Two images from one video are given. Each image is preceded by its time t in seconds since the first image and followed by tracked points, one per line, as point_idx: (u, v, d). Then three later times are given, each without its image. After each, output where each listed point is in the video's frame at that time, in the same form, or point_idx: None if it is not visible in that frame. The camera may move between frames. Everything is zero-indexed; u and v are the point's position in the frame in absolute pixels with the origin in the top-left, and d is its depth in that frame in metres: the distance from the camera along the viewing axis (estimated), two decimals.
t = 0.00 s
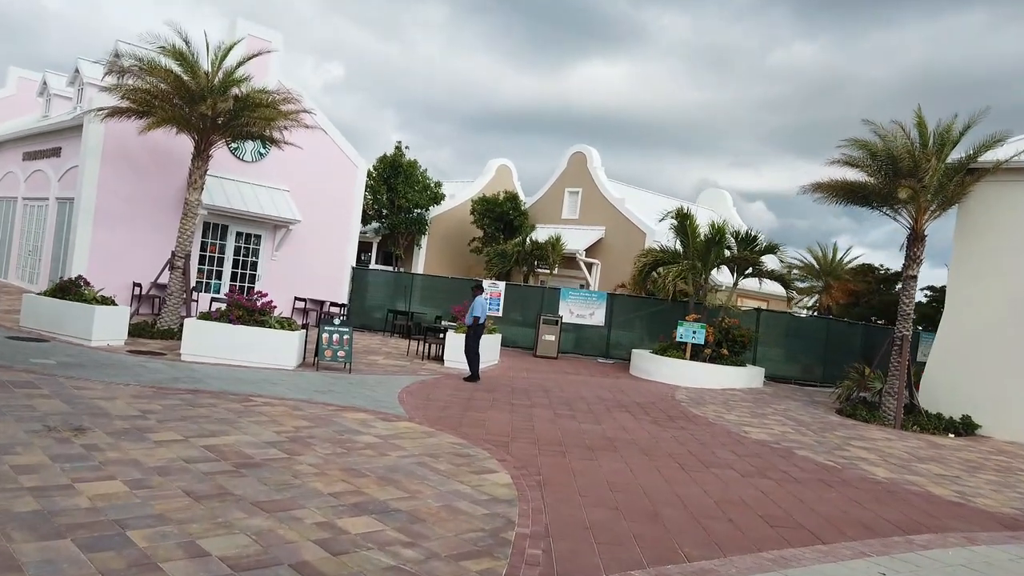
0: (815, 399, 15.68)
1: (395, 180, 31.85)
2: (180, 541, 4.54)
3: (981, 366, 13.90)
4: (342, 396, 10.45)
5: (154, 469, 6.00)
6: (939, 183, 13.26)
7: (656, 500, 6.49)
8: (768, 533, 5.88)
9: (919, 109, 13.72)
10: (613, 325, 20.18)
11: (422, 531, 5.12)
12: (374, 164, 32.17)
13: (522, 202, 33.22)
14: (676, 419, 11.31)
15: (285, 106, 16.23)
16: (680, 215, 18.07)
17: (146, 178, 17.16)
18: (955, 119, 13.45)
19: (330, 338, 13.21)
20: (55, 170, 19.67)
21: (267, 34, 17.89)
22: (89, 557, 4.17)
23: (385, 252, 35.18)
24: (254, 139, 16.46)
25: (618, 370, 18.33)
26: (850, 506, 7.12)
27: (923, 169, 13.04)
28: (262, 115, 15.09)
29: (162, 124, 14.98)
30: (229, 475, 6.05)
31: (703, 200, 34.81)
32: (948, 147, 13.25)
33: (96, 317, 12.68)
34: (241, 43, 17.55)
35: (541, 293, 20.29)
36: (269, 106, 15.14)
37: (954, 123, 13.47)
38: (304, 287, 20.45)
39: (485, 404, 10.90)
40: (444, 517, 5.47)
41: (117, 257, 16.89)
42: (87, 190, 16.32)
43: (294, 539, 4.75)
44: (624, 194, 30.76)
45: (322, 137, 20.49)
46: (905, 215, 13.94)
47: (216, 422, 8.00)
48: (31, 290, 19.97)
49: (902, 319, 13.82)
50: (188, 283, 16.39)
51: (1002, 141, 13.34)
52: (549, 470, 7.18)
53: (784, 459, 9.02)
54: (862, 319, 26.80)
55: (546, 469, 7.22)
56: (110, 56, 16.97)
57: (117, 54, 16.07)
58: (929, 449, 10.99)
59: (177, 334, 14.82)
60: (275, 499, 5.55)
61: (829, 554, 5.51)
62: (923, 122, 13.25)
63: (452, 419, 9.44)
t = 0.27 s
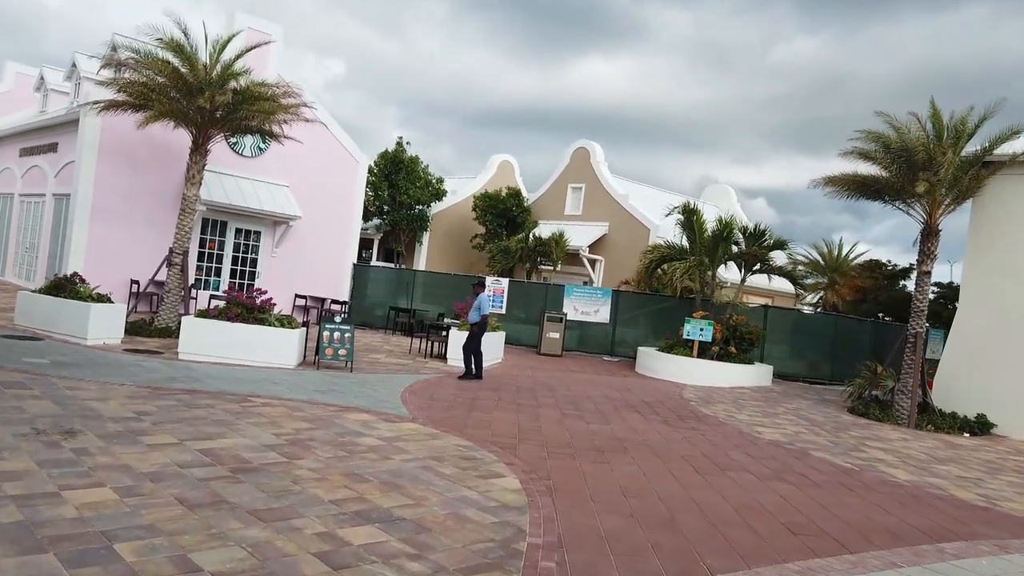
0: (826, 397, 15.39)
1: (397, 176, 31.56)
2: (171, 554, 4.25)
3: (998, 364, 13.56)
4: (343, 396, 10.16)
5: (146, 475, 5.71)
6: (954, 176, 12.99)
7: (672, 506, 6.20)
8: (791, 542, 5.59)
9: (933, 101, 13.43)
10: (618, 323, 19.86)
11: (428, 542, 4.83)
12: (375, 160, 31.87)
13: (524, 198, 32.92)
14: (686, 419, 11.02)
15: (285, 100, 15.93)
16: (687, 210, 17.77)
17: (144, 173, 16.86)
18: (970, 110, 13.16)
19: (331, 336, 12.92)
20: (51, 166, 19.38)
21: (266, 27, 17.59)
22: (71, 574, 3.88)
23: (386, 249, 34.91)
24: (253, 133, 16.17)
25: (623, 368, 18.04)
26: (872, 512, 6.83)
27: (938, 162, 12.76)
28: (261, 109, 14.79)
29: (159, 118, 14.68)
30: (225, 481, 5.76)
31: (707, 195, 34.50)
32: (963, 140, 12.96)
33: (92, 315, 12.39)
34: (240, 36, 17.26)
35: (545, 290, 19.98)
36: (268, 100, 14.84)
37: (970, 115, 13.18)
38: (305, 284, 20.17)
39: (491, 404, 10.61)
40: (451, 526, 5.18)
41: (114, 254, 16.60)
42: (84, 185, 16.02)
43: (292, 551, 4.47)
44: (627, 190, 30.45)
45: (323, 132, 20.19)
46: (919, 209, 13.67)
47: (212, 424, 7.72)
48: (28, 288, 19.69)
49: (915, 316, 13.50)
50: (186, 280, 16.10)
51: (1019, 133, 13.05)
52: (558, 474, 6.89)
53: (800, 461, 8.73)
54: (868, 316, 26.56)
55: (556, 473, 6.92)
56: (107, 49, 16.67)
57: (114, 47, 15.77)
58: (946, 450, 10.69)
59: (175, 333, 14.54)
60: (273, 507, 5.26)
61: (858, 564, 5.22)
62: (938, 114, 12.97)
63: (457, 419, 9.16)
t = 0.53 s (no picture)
0: (835, 394, 15.11)
1: (397, 170, 31.24)
2: (159, 569, 3.97)
3: (1012, 361, 13.26)
4: (343, 394, 9.88)
5: (135, 481, 5.43)
6: (969, 168, 12.69)
7: (688, 512, 5.91)
8: (815, 550, 5.31)
9: (946, 92, 13.13)
10: (623, 318, 19.57)
11: (433, 553, 4.55)
12: (375, 154, 31.54)
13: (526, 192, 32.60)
14: (695, 417, 10.73)
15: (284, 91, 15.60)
16: (693, 203, 17.47)
17: (140, 166, 16.55)
18: (985, 101, 12.85)
19: (330, 333, 12.62)
20: (46, 159, 19.06)
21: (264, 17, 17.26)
22: None
23: (387, 243, 34.61)
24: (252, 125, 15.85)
25: (628, 365, 17.76)
26: (895, 516, 6.55)
27: (952, 154, 12.46)
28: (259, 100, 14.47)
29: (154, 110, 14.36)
30: (218, 487, 5.48)
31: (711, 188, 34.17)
32: (978, 131, 12.65)
33: (85, 310, 12.09)
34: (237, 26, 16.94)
35: (548, 285, 19.69)
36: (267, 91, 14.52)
37: (985, 105, 12.87)
38: (305, 279, 19.87)
39: (495, 402, 10.32)
40: (457, 535, 4.89)
41: (110, 249, 16.31)
42: (78, 179, 15.72)
43: (288, 565, 4.19)
44: (630, 183, 30.13)
45: (322, 125, 19.87)
46: (931, 202, 13.39)
47: (207, 424, 7.43)
48: (23, 283, 19.40)
49: (928, 312, 13.19)
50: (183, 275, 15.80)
51: None
52: (568, 477, 6.60)
53: (815, 461, 8.45)
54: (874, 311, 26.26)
55: (566, 476, 6.64)
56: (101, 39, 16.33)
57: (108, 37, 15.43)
58: (963, 449, 10.41)
59: (172, 329, 14.26)
60: (269, 516, 4.97)
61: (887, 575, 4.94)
62: (952, 104, 12.65)
63: (461, 419, 8.87)
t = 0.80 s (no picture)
0: (845, 395, 14.80)
1: (398, 167, 30.94)
2: None
3: None
4: (342, 398, 9.57)
5: (121, 495, 5.12)
6: (984, 164, 12.36)
7: (706, 525, 5.61)
8: (842, 567, 5.01)
9: (961, 85, 12.78)
10: (627, 317, 19.27)
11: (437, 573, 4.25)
12: (375, 152, 31.23)
13: (527, 190, 32.29)
14: (705, 420, 10.42)
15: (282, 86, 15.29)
16: (699, 200, 17.16)
17: (135, 163, 16.24)
18: (1001, 94, 12.52)
19: (330, 333, 12.31)
20: (41, 156, 18.75)
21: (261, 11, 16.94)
22: None
23: (387, 242, 34.31)
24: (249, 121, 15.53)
25: (633, 365, 17.45)
26: (921, 528, 6.24)
27: (967, 148, 12.14)
28: (256, 95, 14.16)
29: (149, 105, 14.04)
30: (209, 500, 5.17)
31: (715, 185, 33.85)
32: (993, 126, 12.30)
33: (78, 311, 11.78)
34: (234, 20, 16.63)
35: (551, 284, 19.38)
36: (264, 87, 14.19)
37: (1000, 99, 12.53)
38: (304, 279, 19.56)
39: (499, 405, 10.01)
40: (463, 553, 4.58)
41: (105, 247, 16.01)
42: (72, 176, 15.42)
43: None
44: (633, 180, 29.81)
45: (321, 121, 19.56)
46: (945, 199, 13.07)
47: (200, 431, 7.12)
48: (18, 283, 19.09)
49: (942, 311, 12.87)
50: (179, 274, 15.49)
51: None
52: (578, 488, 6.30)
53: (833, 468, 8.13)
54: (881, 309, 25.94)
55: (575, 486, 6.34)
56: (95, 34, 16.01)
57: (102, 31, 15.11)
58: (981, 453, 10.09)
59: (168, 329, 13.96)
60: (262, 532, 4.66)
61: None
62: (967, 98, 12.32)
63: (464, 423, 8.57)
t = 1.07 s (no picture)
0: (857, 397, 14.49)
1: (399, 166, 30.63)
2: None
3: None
4: (344, 402, 9.28)
5: (108, 510, 4.83)
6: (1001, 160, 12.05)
7: (726, 539, 5.32)
8: None
9: (977, 79, 12.45)
10: (632, 318, 18.95)
11: None
12: (375, 150, 30.92)
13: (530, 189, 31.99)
14: (716, 425, 10.12)
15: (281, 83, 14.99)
16: (706, 199, 16.85)
17: (132, 161, 15.95)
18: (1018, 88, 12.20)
19: (330, 335, 12.02)
20: (37, 155, 18.47)
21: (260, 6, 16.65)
22: None
23: (388, 242, 34.01)
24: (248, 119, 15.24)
25: (639, 366, 17.15)
26: (951, 541, 5.93)
27: (984, 144, 11.83)
28: (254, 91, 13.86)
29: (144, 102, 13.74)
30: (201, 516, 4.88)
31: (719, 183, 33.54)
32: (1010, 121, 11.99)
33: (72, 312, 11.50)
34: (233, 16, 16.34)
35: (555, 284, 19.08)
36: (262, 83, 13.91)
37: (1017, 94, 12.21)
38: (304, 279, 19.27)
39: (504, 410, 9.72)
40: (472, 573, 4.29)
41: (101, 247, 15.72)
42: (68, 174, 15.13)
43: None
44: (637, 179, 29.51)
45: (321, 119, 19.27)
46: (960, 196, 12.76)
47: (195, 439, 6.83)
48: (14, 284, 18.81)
49: (957, 311, 12.57)
50: (176, 275, 15.20)
51: None
52: (590, 498, 6.00)
53: (852, 475, 7.83)
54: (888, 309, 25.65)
55: (587, 497, 6.04)
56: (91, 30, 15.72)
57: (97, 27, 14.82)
58: (1001, 457, 9.79)
59: (165, 331, 13.66)
60: (256, 551, 4.37)
61: None
62: (984, 93, 12.02)
63: (469, 430, 8.28)
